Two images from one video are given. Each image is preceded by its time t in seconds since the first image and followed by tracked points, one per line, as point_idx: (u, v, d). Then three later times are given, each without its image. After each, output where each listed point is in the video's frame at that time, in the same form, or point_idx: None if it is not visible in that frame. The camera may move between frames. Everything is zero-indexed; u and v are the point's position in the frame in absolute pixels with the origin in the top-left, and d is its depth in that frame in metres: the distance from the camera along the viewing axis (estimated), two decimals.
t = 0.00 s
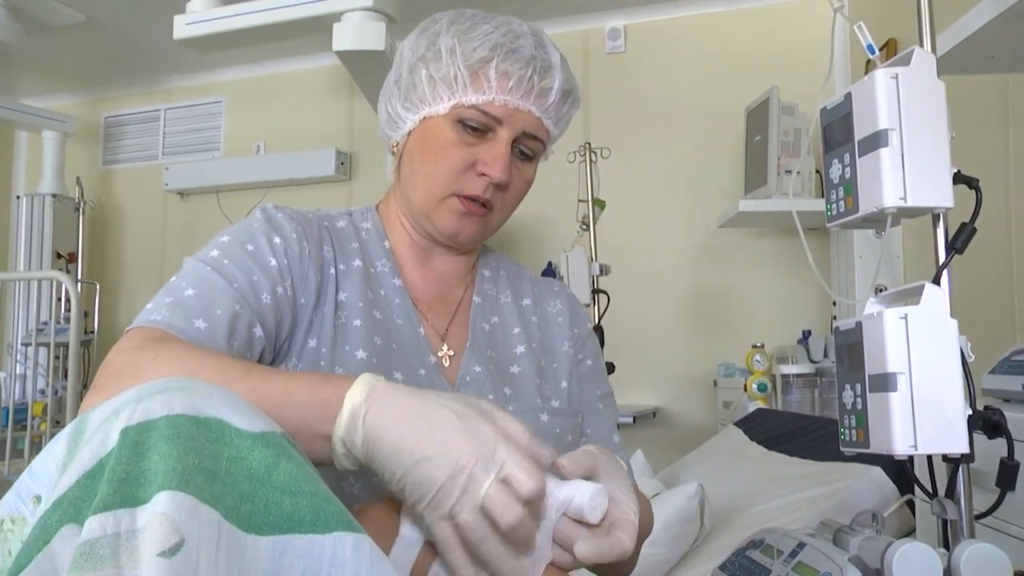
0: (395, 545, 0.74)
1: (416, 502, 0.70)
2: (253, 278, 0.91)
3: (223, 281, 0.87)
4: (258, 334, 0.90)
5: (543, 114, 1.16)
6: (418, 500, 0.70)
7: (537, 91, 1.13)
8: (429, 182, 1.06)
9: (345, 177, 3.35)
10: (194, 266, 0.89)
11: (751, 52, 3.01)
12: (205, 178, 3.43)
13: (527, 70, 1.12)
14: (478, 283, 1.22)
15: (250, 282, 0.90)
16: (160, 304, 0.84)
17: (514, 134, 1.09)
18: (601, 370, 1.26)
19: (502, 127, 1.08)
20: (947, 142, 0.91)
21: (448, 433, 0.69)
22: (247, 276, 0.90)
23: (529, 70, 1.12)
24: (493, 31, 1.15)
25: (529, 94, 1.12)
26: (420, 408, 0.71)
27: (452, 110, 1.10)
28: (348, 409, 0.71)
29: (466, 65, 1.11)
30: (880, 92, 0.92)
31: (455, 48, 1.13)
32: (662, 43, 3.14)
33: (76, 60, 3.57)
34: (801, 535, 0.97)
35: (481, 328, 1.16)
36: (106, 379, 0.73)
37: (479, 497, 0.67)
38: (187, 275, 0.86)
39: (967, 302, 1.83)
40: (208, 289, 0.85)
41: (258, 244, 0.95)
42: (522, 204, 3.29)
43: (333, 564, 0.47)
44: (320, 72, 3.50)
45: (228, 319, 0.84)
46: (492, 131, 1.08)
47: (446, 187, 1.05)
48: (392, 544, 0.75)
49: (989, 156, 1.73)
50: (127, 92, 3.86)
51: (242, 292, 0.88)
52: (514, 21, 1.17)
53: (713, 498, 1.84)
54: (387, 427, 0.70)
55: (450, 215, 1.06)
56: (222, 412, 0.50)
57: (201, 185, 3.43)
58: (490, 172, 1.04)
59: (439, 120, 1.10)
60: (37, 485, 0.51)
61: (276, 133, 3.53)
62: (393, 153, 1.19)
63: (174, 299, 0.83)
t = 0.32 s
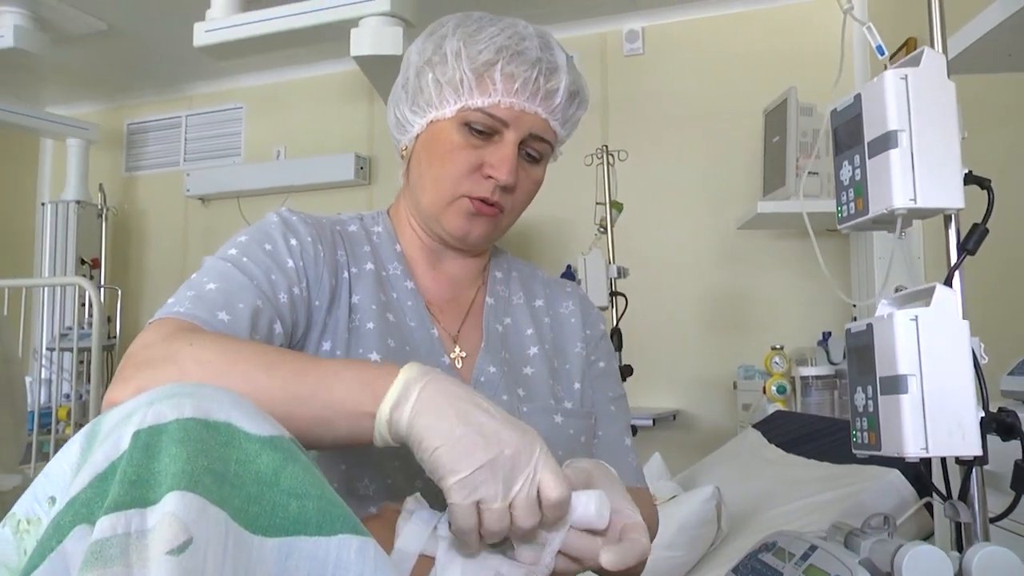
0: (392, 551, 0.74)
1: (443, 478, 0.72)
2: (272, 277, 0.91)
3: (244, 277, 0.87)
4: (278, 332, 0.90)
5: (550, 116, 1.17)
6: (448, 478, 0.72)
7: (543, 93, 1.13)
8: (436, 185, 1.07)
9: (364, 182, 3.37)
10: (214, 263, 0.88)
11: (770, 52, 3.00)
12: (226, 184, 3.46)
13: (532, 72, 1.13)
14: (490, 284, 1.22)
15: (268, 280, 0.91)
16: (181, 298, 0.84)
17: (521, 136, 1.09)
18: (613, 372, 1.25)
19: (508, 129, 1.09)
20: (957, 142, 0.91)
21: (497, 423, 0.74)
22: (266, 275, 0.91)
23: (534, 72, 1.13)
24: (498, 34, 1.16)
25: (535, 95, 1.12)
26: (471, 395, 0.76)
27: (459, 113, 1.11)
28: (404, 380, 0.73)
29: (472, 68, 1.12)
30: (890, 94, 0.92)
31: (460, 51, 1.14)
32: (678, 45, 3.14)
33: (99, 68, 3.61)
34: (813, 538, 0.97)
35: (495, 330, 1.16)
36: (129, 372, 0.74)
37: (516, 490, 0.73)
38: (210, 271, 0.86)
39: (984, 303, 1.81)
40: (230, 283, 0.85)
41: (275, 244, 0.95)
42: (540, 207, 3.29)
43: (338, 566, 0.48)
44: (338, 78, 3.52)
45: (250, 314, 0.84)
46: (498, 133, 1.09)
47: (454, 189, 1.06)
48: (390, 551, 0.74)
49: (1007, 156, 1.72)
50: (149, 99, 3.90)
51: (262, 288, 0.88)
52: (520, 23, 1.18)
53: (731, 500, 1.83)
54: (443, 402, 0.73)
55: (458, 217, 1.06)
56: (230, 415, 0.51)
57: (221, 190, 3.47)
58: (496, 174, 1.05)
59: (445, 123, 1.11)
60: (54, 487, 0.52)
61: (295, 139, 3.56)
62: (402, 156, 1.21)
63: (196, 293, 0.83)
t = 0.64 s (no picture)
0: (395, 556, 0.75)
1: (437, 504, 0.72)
2: (284, 280, 0.91)
3: (255, 281, 0.87)
4: (290, 336, 0.90)
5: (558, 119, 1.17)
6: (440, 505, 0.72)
7: (551, 95, 1.13)
8: (447, 187, 1.08)
9: (382, 184, 3.38)
10: (227, 267, 0.89)
11: (787, 50, 2.99)
12: (245, 188, 3.49)
13: (541, 75, 1.13)
14: (503, 287, 1.19)
15: (282, 284, 0.91)
16: (194, 302, 0.84)
17: (530, 139, 1.09)
18: (625, 376, 1.21)
19: (517, 132, 1.09)
20: (967, 141, 0.91)
21: (479, 456, 0.69)
22: (279, 278, 0.91)
23: (543, 75, 1.13)
24: (507, 37, 1.16)
25: (543, 99, 1.12)
26: (460, 420, 0.70)
27: (468, 116, 1.11)
28: (393, 412, 0.70)
29: (481, 72, 1.12)
30: (897, 90, 0.91)
31: (468, 55, 1.14)
32: (695, 44, 3.13)
33: (119, 74, 3.64)
34: (822, 537, 0.97)
35: (506, 332, 1.13)
36: (144, 376, 0.75)
37: (506, 516, 0.70)
38: (222, 275, 0.87)
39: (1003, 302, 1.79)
40: (242, 288, 0.85)
41: (288, 247, 0.95)
42: (557, 208, 3.30)
43: (333, 564, 0.49)
44: (355, 80, 3.54)
45: (261, 319, 0.84)
46: (507, 136, 1.09)
47: (464, 192, 1.06)
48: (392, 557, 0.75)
49: None
50: (169, 105, 3.94)
51: (274, 293, 0.88)
52: (529, 27, 1.18)
53: (747, 500, 1.82)
54: (422, 439, 0.70)
55: (468, 220, 1.07)
56: (228, 415, 0.52)
57: (240, 194, 3.50)
58: (505, 177, 1.05)
59: (455, 127, 1.11)
60: (58, 488, 0.53)
61: (314, 142, 3.58)
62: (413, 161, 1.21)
63: (209, 297, 0.83)
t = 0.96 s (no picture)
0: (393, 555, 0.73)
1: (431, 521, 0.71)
2: (296, 283, 0.92)
3: (268, 283, 0.88)
4: (302, 338, 0.90)
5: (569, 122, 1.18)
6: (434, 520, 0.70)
7: (560, 99, 1.13)
8: (458, 191, 1.08)
9: (400, 186, 3.40)
10: (241, 270, 0.90)
11: (804, 47, 2.97)
12: (264, 191, 3.52)
13: (550, 78, 1.13)
14: (514, 289, 1.19)
15: (294, 286, 0.92)
16: (207, 304, 0.85)
17: (539, 142, 1.10)
18: (635, 378, 1.22)
19: (526, 135, 1.09)
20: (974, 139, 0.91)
21: (475, 460, 0.68)
22: (291, 280, 0.92)
23: (552, 79, 1.13)
24: (516, 42, 1.17)
25: (553, 102, 1.12)
26: (455, 428, 0.69)
27: (478, 120, 1.12)
28: (383, 425, 0.69)
29: (490, 76, 1.13)
30: (903, 87, 0.91)
31: (478, 60, 1.15)
32: (712, 42, 3.12)
33: (140, 79, 3.69)
34: (832, 537, 0.98)
35: (516, 334, 1.13)
36: (154, 377, 0.76)
37: (495, 535, 0.68)
38: (235, 278, 0.88)
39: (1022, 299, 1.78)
40: (254, 290, 0.86)
41: (301, 249, 0.96)
42: (574, 208, 3.30)
43: (333, 561, 0.50)
44: (373, 83, 3.56)
45: (273, 321, 0.85)
46: (517, 139, 1.09)
47: (474, 195, 1.07)
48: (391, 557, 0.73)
49: None
50: (190, 109, 3.98)
51: (287, 295, 0.90)
52: (538, 30, 1.19)
53: (764, 500, 1.82)
54: (414, 447, 0.69)
55: (478, 223, 1.07)
56: (231, 415, 0.53)
57: (260, 197, 3.53)
58: (514, 180, 1.05)
59: (466, 130, 1.12)
60: (66, 487, 0.54)
61: (332, 144, 3.61)
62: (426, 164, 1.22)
63: (222, 299, 0.84)
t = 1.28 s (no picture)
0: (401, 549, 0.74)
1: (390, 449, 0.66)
2: (304, 283, 0.93)
3: (274, 285, 0.89)
4: (310, 336, 0.91)
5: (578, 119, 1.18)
6: (394, 447, 0.65)
7: (568, 96, 1.14)
8: (467, 189, 1.09)
9: (419, 186, 3.41)
10: (248, 272, 0.91)
11: (823, 43, 2.95)
12: (285, 192, 3.55)
13: (557, 76, 1.13)
14: (527, 287, 1.19)
15: (302, 287, 0.93)
16: (215, 308, 0.86)
17: (548, 140, 1.10)
18: (648, 378, 1.22)
19: (534, 133, 1.09)
20: (987, 131, 0.91)
21: (453, 390, 0.66)
22: (298, 280, 0.93)
23: (559, 76, 1.14)
24: (524, 40, 1.18)
25: (560, 100, 1.13)
26: (430, 367, 0.68)
27: (487, 119, 1.12)
28: (360, 363, 0.68)
29: (498, 75, 1.14)
30: (915, 80, 0.92)
31: (485, 58, 1.16)
32: (730, 37, 3.10)
33: (162, 83, 3.72)
34: (846, 533, 0.98)
35: (528, 331, 1.13)
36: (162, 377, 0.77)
37: (460, 454, 0.64)
38: (242, 281, 0.89)
39: None
40: (261, 292, 0.88)
41: (310, 250, 0.97)
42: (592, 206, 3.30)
43: (339, 554, 0.51)
44: (392, 83, 3.57)
45: (279, 321, 0.86)
46: (526, 137, 1.10)
47: (483, 194, 1.07)
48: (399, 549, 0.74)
49: None
50: (211, 112, 4.01)
51: (293, 295, 0.90)
52: (545, 28, 1.19)
53: (782, 497, 1.81)
54: (389, 375, 0.66)
55: (487, 221, 1.08)
56: (239, 411, 0.54)
57: (281, 198, 3.56)
58: (523, 178, 1.05)
59: (474, 128, 1.12)
60: (80, 480, 0.55)
61: (352, 145, 3.63)
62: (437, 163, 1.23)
63: (229, 302, 0.86)
